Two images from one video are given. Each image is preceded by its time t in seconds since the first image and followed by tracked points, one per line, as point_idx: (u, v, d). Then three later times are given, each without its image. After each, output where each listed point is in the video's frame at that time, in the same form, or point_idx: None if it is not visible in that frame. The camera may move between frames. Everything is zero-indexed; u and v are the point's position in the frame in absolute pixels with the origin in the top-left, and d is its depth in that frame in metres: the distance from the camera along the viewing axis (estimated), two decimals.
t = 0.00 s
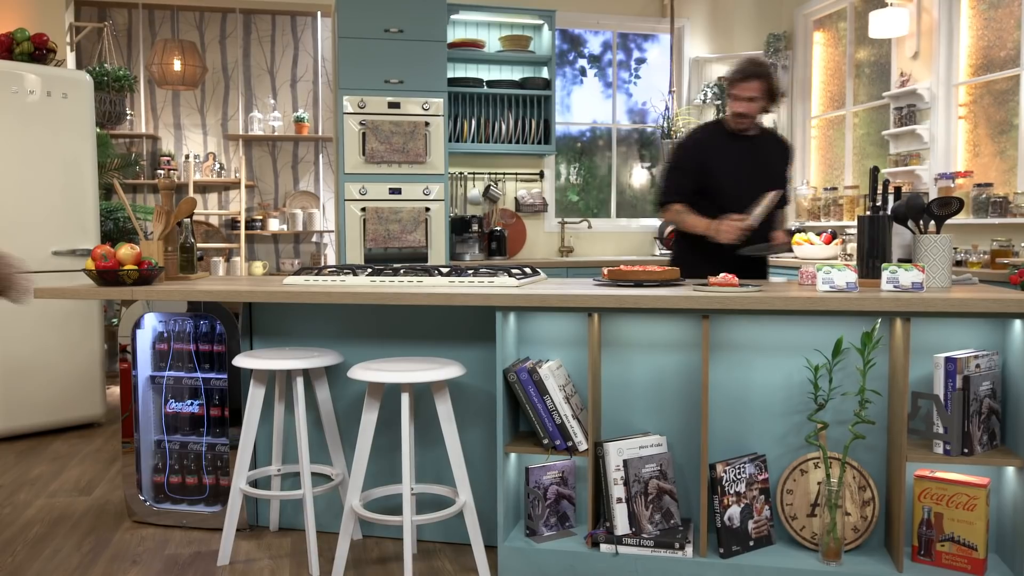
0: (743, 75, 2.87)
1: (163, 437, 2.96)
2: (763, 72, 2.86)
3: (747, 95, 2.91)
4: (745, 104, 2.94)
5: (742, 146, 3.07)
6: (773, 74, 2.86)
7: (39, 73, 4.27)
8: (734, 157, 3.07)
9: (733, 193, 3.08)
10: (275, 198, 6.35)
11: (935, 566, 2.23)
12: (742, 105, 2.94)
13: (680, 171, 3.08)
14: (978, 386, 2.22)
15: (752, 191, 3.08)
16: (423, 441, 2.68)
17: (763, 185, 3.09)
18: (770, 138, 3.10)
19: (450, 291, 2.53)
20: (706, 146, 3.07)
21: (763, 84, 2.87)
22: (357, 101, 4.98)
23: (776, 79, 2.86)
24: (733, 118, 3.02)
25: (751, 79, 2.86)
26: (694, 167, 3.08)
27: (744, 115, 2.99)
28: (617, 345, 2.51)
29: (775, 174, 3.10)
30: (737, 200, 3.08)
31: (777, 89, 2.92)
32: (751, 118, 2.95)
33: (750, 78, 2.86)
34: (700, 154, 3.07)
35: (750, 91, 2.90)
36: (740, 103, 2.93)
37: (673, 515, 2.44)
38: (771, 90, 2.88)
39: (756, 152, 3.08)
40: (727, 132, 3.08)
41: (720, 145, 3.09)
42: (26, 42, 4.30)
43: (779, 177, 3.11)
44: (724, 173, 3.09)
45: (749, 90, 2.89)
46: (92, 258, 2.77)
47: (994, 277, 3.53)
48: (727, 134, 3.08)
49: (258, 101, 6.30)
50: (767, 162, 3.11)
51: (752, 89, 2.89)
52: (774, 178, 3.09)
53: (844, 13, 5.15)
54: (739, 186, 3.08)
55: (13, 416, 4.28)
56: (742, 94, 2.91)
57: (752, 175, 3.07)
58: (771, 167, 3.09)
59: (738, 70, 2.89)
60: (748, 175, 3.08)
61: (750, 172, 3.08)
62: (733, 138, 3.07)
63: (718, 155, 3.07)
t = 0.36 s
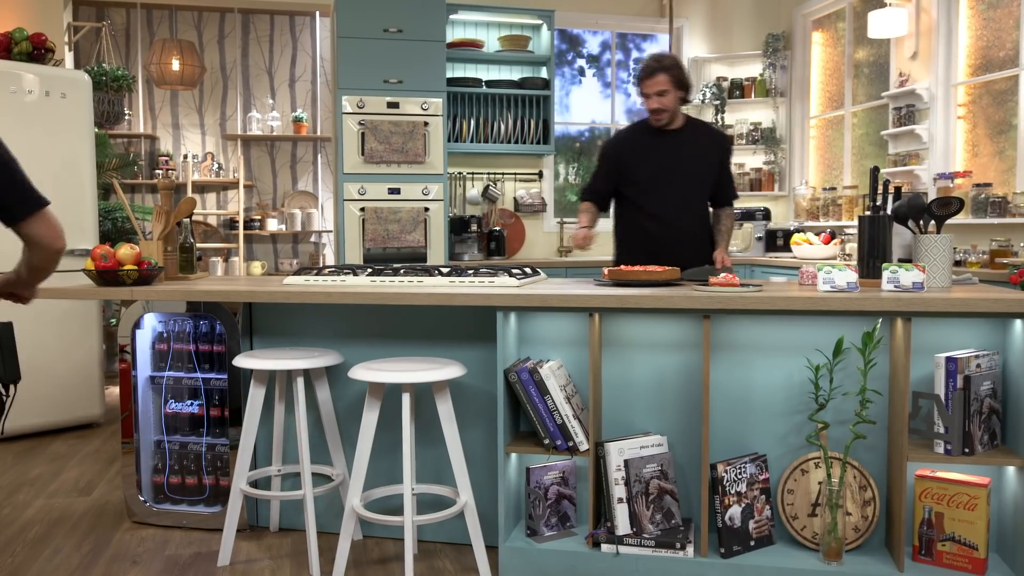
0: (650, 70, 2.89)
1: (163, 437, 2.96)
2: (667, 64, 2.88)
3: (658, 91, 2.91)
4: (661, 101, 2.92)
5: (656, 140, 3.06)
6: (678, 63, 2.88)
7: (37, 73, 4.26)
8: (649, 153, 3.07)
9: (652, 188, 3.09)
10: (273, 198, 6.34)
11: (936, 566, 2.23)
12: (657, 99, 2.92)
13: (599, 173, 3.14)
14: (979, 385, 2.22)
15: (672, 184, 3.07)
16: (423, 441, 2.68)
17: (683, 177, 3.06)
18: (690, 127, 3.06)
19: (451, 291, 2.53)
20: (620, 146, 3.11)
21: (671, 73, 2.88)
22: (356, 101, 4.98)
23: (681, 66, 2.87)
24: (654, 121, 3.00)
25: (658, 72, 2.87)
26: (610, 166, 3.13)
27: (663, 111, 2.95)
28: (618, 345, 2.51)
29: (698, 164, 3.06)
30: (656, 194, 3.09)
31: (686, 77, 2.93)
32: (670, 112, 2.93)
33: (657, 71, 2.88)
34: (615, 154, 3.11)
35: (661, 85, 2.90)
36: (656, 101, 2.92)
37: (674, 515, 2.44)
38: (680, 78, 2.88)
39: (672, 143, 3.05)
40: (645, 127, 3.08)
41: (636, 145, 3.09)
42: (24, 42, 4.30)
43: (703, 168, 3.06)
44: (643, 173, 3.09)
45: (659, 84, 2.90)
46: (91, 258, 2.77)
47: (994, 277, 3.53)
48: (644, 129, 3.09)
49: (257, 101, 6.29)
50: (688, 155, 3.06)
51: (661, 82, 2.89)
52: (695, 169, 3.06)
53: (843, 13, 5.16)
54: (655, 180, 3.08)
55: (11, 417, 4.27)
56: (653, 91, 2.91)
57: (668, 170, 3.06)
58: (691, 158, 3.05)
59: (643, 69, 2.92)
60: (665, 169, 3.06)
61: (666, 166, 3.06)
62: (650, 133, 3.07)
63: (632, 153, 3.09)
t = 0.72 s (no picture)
0: (593, 79, 2.90)
1: (163, 437, 2.95)
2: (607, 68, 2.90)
3: (606, 97, 2.93)
4: (611, 106, 2.93)
5: (615, 143, 3.09)
6: (616, 64, 2.89)
7: (35, 72, 4.24)
8: (612, 156, 3.09)
9: (622, 188, 3.09)
10: (272, 198, 6.33)
11: (937, 566, 2.24)
12: (608, 104, 2.93)
13: (568, 186, 3.20)
14: (980, 385, 2.22)
15: (641, 181, 3.07)
16: (424, 441, 2.68)
17: (651, 173, 3.06)
18: (649, 123, 3.08)
19: (451, 291, 2.53)
20: (582, 155, 3.15)
21: (614, 77, 2.89)
22: (355, 101, 4.97)
23: (621, 67, 2.88)
24: (609, 126, 3.01)
25: (600, 79, 2.89)
26: (577, 176, 3.18)
27: (616, 115, 2.96)
28: (619, 345, 2.51)
29: (662, 158, 3.06)
30: (628, 194, 3.09)
31: (631, 76, 2.94)
32: (623, 115, 2.95)
33: (600, 77, 2.89)
34: (578, 165, 3.16)
35: (606, 91, 2.91)
36: (606, 107, 2.94)
37: (675, 515, 2.44)
38: (624, 80, 2.90)
39: (633, 141, 3.07)
40: (605, 133, 3.12)
41: (596, 152, 3.13)
42: (23, 41, 4.29)
43: (668, 160, 3.06)
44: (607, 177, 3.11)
45: (605, 90, 2.91)
46: (91, 258, 2.76)
47: (994, 277, 3.53)
48: (604, 135, 3.13)
49: (255, 101, 6.28)
50: (648, 153, 3.06)
51: (607, 88, 2.90)
52: (659, 165, 3.06)
53: (842, 13, 5.16)
54: (623, 181, 3.09)
55: (9, 417, 4.26)
56: (601, 99, 2.92)
57: (634, 168, 3.07)
58: (654, 152, 3.06)
59: (585, 79, 2.93)
60: (631, 168, 3.07)
61: (631, 165, 3.07)
62: (612, 138, 3.10)
63: (594, 159, 3.13)
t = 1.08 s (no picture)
0: (576, 95, 2.80)
1: (163, 437, 2.94)
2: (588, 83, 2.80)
3: (590, 112, 2.85)
4: (595, 119, 2.87)
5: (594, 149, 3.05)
6: (596, 77, 2.79)
7: (34, 72, 4.23)
8: (592, 162, 3.06)
9: (605, 193, 3.08)
10: (271, 198, 6.33)
11: (938, 565, 2.24)
12: (594, 119, 2.87)
13: (549, 190, 3.18)
14: (981, 385, 2.22)
15: (624, 187, 3.06)
16: (425, 441, 2.68)
17: (633, 178, 3.04)
18: (628, 125, 3.02)
19: (452, 290, 2.52)
20: (562, 161, 3.12)
21: (595, 91, 2.81)
22: (354, 100, 4.96)
23: (601, 79, 2.79)
24: (593, 137, 2.96)
25: (582, 95, 2.80)
26: (559, 180, 3.16)
27: (600, 126, 2.90)
28: (619, 345, 2.51)
29: (643, 163, 3.02)
30: (611, 199, 3.08)
31: (610, 85, 2.86)
32: (608, 127, 2.90)
33: (583, 93, 2.80)
34: (559, 169, 3.13)
35: (590, 105, 2.84)
36: (591, 121, 2.87)
37: (676, 515, 2.44)
38: (606, 93, 2.82)
39: (613, 147, 3.03)
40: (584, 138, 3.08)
41: (575, 158, 3.10)
42: (21, 41, 4.29)
43: (650, 165, 3.03)
44: (588, 184, 3.09)
45: (588, 106, 2.83)
46: (91, 258, 2.75)
47: (994, 277, 3.53)
48: (584, 139, 3.09)
49: (254, 100, 6.27)
50: (627, 161, 3.03)
51: (590, 102, 2.83)
52: (639, 173, 3.03)
53: (841, 13, 5.17)
54: (605, 187, 3.07)
55: (7, 417, 4.25)
56: (586, 114, 2.85)
57: (616, 174, 3.04)
58: (635, 158, 3.02)
59: (565, 94, 2.83)
60: (612, 174, 3.05)
61: (613, 171, 3.04)
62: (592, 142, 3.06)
63: (575, 165, 3.10)
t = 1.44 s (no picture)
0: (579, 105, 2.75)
1: (163, 437, 2.94)
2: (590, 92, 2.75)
3: (593, 121, 2.81)
4: (598, 127, 2.84)
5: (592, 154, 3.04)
6: (599, 85, 2.75)
7: (32, 71, 4.22)
8: (590, 166, 3.07)
9: (604, 198, 3.08)
10: (269, 198, 6.32)
11: (938, 565, 2.24)
12: (597, 127, 2.83)
13: (546, 194, 3.16)
14: (982, 384, 2.23)
15: (622, 191, 3.06)
16: (425, 440, 2.67)
17: (632, 183, 3.04)
18: (626, 129, 3.02)
19: (452, 290, 2.52)
20: (560, 165, 3.11)
21: (598, 99, 2.77)
22: (353, 100, 4.96)
23: (604, 88, 2.75)
24: (594, 144, 2.93)
25: (585, 105, 2.75)
26: (556, 183, 3.15)
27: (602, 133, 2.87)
28: (620, 345, 2.51)
29: (642, 167, 3.03)
30: (610, 203, 3.09)
31: (611, 91, 2.82)
32: (610, 134, 2.87)
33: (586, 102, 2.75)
34: (556, 173, 3.12)
35: (593, 113, 2.80)
36: (593, 130, 2.84)
37: (677, 515, 2.44)
38: (609, 101, 2.79)
39: (612, 151, 3.03)
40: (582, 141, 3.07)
41: (574, 161, 3.09)
42: (20, 40, 4.28)
43: (648, 169, 3.03)
44: (586, 186, 3.09)
45: (591, 115, 2.79)
46: (91, 257, 2.75)
47: (995, 277, 3.53)
48: (581, 142, 3.08)
49: (252, 100, 6.27)
50: (626, 163, 3.03)
51: (593, 111, 2.79)
52: (638, 175, 3.03)
53: (840, 13, 5.17)
54: (604, 191, 3.07)
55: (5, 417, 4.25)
56: (588, 123, 2.81)
57: (614, 179, 3.05)
58: (633, 162, 3.02)
59: (566, 103, 2.78)
60: (611, 179, 3.05)
61: (611, 176, 3.05)
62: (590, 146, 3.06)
63: (573, 170, 3.09)
